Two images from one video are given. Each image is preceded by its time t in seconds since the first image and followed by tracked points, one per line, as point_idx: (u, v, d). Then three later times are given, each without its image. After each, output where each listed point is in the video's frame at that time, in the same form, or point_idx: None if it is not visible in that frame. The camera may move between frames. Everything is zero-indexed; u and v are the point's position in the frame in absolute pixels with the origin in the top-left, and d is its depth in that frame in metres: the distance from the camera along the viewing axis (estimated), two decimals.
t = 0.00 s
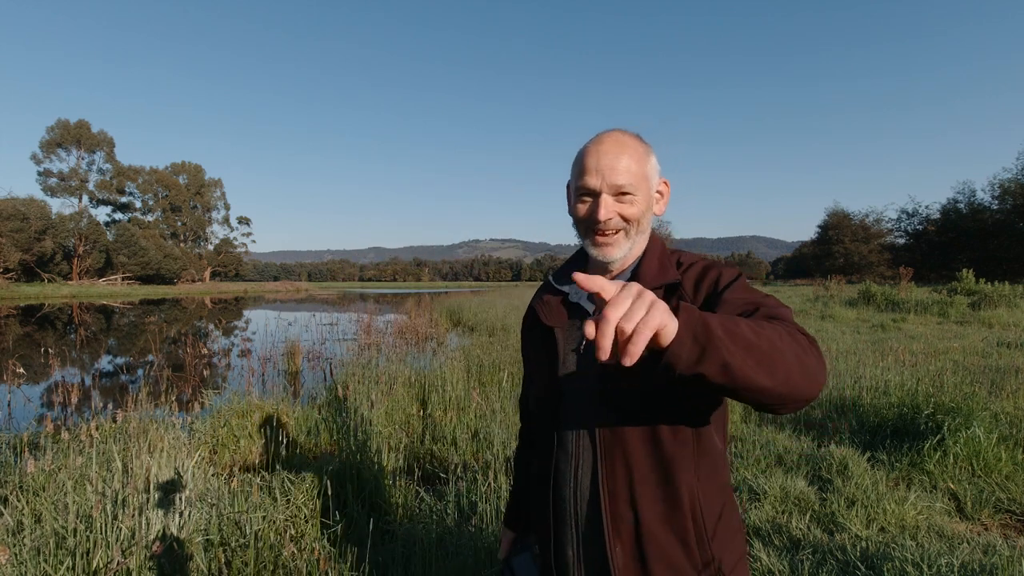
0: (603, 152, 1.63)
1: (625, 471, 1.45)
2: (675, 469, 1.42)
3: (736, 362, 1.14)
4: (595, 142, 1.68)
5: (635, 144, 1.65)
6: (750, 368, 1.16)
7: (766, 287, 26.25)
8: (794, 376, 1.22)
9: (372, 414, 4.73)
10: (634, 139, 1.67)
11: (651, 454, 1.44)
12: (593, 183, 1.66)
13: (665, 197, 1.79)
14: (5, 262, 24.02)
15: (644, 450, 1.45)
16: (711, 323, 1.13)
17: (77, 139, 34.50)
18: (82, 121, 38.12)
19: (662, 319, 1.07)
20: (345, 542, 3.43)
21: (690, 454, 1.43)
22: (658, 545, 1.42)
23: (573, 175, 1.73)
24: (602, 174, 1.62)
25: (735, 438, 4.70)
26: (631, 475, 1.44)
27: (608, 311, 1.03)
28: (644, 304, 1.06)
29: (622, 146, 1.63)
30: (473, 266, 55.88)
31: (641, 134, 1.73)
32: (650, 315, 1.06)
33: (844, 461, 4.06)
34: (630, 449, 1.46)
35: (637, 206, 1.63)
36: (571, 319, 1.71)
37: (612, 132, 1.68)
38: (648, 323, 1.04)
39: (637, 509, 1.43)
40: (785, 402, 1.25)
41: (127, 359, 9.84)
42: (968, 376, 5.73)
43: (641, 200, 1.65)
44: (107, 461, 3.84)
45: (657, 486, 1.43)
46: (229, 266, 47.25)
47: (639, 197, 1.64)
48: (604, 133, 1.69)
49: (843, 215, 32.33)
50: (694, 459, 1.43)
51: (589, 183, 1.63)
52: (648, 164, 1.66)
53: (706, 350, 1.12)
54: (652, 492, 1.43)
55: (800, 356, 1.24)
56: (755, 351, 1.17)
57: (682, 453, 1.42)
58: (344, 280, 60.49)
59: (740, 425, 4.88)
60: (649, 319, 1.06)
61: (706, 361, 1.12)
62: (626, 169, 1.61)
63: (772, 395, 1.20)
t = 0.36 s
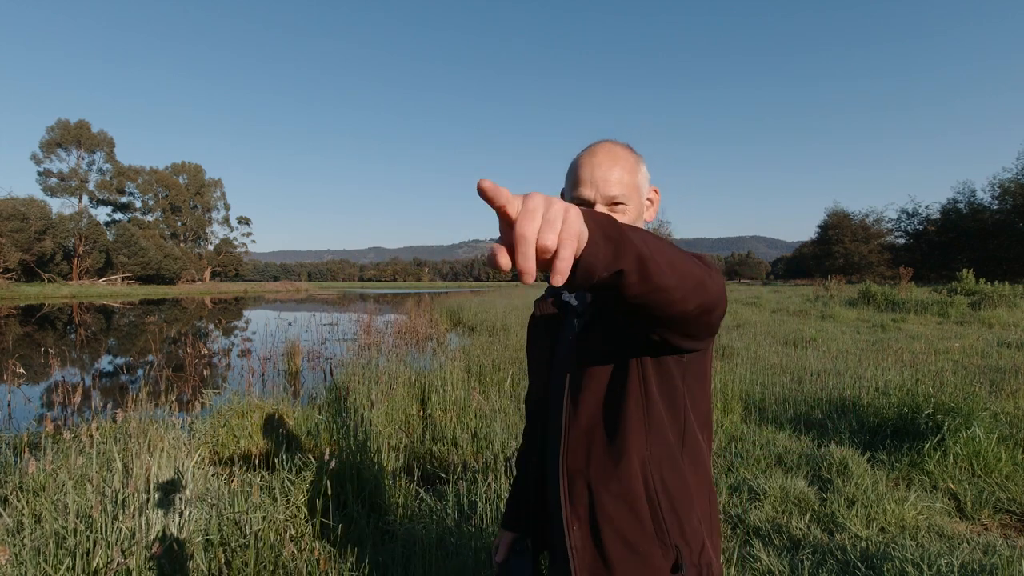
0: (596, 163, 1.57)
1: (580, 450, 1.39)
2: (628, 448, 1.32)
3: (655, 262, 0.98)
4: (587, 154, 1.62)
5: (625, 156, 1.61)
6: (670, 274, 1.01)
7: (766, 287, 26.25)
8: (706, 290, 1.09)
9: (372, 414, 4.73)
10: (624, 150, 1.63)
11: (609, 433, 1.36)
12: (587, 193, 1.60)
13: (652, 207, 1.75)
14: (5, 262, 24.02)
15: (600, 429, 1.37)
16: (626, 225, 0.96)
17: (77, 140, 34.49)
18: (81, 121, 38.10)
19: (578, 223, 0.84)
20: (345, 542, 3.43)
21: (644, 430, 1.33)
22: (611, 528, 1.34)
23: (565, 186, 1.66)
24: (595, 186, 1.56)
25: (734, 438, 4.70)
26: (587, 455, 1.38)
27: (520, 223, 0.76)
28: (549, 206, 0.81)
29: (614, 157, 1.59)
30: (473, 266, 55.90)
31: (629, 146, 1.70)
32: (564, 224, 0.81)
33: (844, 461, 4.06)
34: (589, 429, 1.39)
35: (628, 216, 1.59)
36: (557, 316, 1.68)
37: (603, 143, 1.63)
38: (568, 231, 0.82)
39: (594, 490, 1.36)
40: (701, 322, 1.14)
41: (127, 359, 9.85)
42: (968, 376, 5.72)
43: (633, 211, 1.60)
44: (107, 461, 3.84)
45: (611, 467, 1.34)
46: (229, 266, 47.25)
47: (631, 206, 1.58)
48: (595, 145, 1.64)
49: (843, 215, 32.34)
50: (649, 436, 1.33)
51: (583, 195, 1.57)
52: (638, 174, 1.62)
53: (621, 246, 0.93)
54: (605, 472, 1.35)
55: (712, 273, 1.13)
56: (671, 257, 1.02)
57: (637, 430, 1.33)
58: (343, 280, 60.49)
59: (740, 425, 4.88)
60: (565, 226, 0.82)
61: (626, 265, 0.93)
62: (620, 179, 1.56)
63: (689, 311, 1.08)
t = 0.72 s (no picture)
0: (596, 164, 1.57)
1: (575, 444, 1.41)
2: (621, 446, 1.32)
3: (666, 254, 0.97)
4: (589, 154, 1.62)
5: (626, 155, 1.61)
6: (682, 265, 0.99)
7: (766, 287, 26.25)
8: (721, 284, 1.07)
9: (372, 414, 4.73)
10: (625, 150, 1.62)
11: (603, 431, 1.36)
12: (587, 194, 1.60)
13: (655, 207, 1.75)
14: (5, 262, 24.02)
15: (596, 426, 1.38)
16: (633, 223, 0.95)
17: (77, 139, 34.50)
18: (81, 121, 38.09)
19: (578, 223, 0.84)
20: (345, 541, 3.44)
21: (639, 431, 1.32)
22: (602, 523, 1.35)
23: (567, 186, 1.65)
24: (595, 186, 1.56)
25: (734, 439, 4.70)
26: (581, 450, 1.39)
27: (524, 236, 0.77)
28: (545, 213, 0.80)
29: (615, 156, 1.58)
30: (473, 266, 55.92)
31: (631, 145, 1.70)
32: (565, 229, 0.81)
33: (844, 461, 4.06)
34: (585, 426, 1.40)
35: (630, 216, 1.58)
36: (560, 315, 1.69)
37: (604, 143, 1.63)
38: (574, 232, 0.81)
39: (587, 485, 1.37)
40: (719, 319, 1.11)
41: (127, 359, 9.85)
42: (968, 377, 5.72)
43: (634, 211, 1.59)
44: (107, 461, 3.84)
45: (604, 464, 1.34)
46: (229, 266, 47.26)
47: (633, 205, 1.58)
48: (597, 145, 1.64)
49: (843, 215, 32.35)
50: (645, 436, 1.32)
51: (584, 195, 1.57)
52: (640, 174, 1.62)
53: (631, 244, 0.92)
54: (598, 469, 1.35)
55: (725, 263, 1.11)
56: (685, 250, 1.01)
57: (631, 428, 1.32)
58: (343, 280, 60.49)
59: (740, 425, 4.88)
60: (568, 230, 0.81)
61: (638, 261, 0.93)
62: (621, 179, 1.56)
63: (705, 307, 1.06)
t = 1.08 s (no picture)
0: (601, 158, 1.57)
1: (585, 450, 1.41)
2: (631, 451, 1.32)
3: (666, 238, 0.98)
4: (596, 148, 1.62)
5: (633, 148, 1.60)
6: (685, 250, 1.00)
7: (766, 287, 26.25)
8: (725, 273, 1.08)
9: (372, 414, 4.73)
10: (632, 144, 1.61)
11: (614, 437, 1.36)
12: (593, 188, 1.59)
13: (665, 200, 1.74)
14: (5, 262, 24.02)
15: (606, 430, 1.38)
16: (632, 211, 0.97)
17: (77, 140, 34.50)
18: (81, 121, 38.09)
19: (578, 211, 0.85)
20: (345, 541, 3.45)
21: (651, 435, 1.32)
22: (616, 530, 1.34)
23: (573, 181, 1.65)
24: (599, 180, 1.56)
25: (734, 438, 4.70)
26: (592, 455, 1.39)
27: (525, 217, 0.76)
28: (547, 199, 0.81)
29: (620, 151, 1.58)
30: (473, 266, 55.94)
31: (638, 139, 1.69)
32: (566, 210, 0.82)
33: (844, 461, 4.06)
34: (596, 431, 1.40)
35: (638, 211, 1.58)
36: (568, 316, 1.68)
37: (610, 136, 1.62)
38: (577, 216, 0.80)
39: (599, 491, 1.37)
40: (724, 309, 1.11)
41: (127, 359, 9.84)
42: (968, 376, 5.73)
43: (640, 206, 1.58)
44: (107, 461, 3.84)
45: (616, 470, 1.34)
46: (229, 266, 47.28)
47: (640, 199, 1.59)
48: (604, 139, 1.63)
49: (843, 215, 32.36)
50: (656, 441, 1.32)
51: (589, 189, 1.57)
52: (647, 169, 1.60)
53: (634, 226, 0.93)
54: (609, 475, 1.35)
55: (730, 255, 1.12)
56: (685, 236, 1.02)
57: (642, 432, 1.32)
58: (343, 280, 60.51)
59: (740, 425, 4.88)
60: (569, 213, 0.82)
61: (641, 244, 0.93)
62: (627, 174, 1.55)
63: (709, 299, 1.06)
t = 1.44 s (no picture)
0: (626, 147, 1.55)
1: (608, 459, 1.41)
2: (659, 464, 1.31)
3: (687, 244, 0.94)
4: (622, 138, 1.59)
5: (661, 136, 1.56)
6: (716, 249, 0.96)
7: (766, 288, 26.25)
8: (766, 272, 1.03)
9: (372, 414, 4.73)
10: (661, 132, 1.58)
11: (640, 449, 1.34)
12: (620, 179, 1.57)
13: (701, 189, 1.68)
14: (5, 262, 24.01)
15: (632, 439, 1.36)
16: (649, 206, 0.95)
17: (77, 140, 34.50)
18: (81, 121, 38.10)
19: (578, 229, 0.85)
20: (345, 541, 3.45)
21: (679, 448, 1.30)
22: (639, 541, 1.35)
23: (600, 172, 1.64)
24: (625, 170, 1.53)
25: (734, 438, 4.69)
26: (616, 465, 1.39)
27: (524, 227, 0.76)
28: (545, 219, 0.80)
29: (647, 140, 1.55)
30: (473, 266, 55.94)
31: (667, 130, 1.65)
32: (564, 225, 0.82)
33: (844, 461, 4.06)
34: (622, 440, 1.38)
35: (667, 200, 1.53)
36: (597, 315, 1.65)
37: (638, 126, 1.59)
38: (580, 221, 0.79)
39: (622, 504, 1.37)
40: (763, 312, 1.06)
41: (127, 359, 9.84)
42: (968, 376, 5.72)
43: (670, 194, 1.53)
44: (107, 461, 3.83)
45: (639, 482, 1.34)
46: (229, 266, 47.28)
47: (669, 186, 1.53)
48: (630, 129, 1.61)
49: (843, 215, 32.36)
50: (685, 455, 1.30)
51: (613, 180, 1.55)
52: (676, 157, 1.56)
53: (648, 229, 0.91)
54: (632, 486, 1.35)
55: (773, 249, 1.06)
56: (718, 236, 0.97)
57: (672, 444, 1.31)
58: (343, 280, 60.52)
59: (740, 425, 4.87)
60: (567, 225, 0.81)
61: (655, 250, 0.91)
62: (654, 163, 1.52)
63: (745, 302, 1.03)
